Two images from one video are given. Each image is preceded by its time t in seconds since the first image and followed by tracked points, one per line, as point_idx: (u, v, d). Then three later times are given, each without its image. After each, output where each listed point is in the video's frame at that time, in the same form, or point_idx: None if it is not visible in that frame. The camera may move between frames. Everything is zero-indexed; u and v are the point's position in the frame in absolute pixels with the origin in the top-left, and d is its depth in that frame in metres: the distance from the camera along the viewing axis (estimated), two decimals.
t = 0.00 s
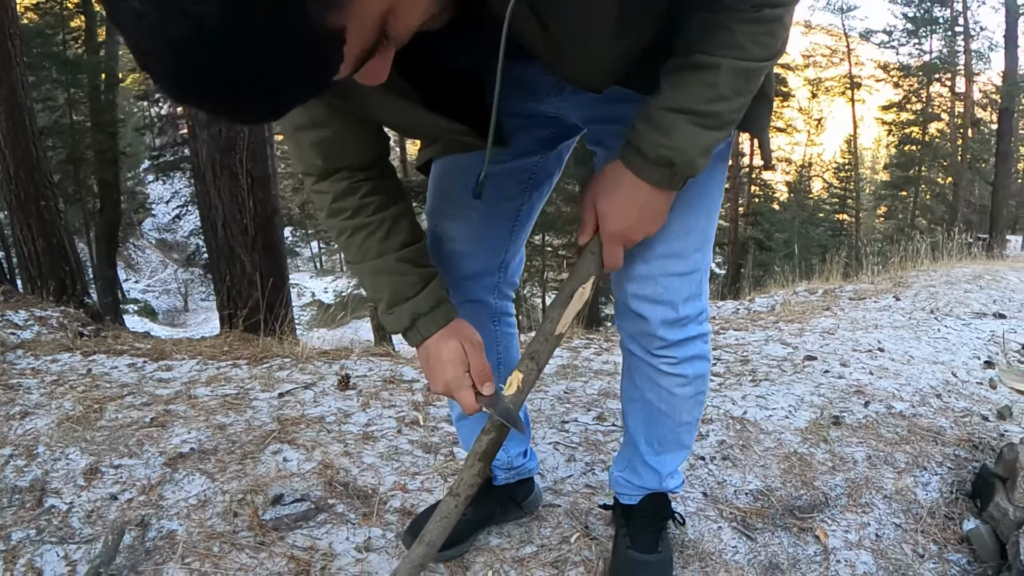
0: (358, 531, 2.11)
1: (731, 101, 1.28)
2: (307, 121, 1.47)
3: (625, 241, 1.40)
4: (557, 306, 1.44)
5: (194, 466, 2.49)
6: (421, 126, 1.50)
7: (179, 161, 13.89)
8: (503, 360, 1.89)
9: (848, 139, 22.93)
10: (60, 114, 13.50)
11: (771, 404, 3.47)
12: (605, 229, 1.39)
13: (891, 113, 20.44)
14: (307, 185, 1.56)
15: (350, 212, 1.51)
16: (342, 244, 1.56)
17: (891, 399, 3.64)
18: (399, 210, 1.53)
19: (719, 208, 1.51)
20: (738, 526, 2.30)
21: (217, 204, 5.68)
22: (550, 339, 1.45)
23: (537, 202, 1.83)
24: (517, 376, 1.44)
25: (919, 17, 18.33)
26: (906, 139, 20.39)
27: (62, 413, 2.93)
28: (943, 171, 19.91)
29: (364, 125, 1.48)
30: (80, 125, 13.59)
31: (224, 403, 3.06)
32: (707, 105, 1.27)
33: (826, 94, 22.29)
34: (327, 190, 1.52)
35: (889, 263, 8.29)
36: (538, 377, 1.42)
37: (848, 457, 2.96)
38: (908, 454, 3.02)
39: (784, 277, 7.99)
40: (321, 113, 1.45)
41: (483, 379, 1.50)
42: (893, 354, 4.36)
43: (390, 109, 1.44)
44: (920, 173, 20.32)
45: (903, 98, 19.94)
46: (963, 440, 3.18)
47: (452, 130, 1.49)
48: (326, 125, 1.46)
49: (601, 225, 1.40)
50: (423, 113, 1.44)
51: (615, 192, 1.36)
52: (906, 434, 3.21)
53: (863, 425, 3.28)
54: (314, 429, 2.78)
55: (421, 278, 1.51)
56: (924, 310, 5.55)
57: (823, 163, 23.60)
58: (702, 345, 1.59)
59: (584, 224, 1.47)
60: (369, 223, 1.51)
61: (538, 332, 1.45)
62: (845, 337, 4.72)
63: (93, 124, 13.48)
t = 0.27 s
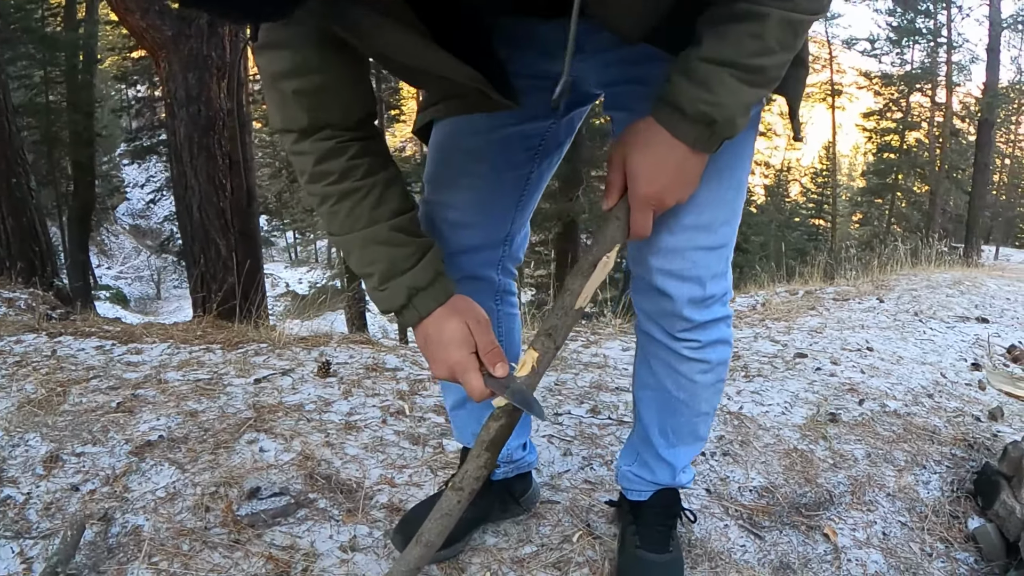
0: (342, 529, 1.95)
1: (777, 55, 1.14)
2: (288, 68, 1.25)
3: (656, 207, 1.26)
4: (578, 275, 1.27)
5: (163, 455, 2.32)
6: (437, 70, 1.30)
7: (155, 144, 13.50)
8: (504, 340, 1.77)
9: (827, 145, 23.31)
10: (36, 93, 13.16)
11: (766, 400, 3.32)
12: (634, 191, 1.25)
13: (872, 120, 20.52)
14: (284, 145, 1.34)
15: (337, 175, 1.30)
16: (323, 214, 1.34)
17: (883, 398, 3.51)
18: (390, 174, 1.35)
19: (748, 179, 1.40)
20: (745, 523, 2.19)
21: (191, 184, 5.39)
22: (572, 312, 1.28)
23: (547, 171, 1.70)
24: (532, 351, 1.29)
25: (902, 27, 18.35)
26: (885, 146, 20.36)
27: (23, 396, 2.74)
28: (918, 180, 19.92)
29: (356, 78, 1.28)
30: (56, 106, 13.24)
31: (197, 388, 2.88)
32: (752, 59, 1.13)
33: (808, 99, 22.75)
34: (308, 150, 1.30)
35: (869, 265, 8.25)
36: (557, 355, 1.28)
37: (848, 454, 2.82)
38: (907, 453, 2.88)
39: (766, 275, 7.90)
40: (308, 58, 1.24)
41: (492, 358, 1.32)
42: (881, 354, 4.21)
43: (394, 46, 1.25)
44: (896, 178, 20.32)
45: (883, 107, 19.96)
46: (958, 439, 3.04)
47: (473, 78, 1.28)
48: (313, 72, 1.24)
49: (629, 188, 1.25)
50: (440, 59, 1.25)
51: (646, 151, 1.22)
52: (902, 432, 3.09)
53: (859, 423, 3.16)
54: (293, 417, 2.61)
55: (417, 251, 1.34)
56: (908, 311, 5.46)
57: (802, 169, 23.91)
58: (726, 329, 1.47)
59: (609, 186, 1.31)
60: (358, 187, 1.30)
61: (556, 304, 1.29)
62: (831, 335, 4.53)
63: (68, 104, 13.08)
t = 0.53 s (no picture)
0: (338, 537, 1.86)
1: (819, 41, 1.13)
2: (285, 42, 1.16)
3: (688, 197, 1.22)
4: (604, 270, 1.23)
5: (148, 457, 2.22)
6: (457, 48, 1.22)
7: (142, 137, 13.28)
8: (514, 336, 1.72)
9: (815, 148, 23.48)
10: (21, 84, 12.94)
11: (768, 402, 3.13)
12: (665, 181, 1.19)
13: (861, 122, 20.48)
14: (281, 127, 1.24)
15: (333, 158, 1.20)
16: (318, 201, 1.24)
17: (884, 398, 3.32)
18: (390, 158, 1.25)
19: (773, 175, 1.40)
20: (755, 528, 2.12)
21: (178, 178, 5.26)
22: (597, 309, 1.24)
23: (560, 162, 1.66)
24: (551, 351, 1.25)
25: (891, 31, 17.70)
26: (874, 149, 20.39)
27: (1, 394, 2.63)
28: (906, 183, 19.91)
29: (359, 55, 1.20)
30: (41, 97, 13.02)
31: (183, 387, 2.78)
32: (795, 44, 1.11)
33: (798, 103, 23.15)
34: (304, 132, 1.21)
35: (860, 267, 8.17)
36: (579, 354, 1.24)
37: (852, 456, 2.67)
38: (910, 454, 2.72)
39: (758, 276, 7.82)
40: (308, 33, 1.15)
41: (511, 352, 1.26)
42: (879, 355, 4.09)
43: (408, 20, 1.17)
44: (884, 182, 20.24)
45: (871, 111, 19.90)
46: (961, 441, 2.85)
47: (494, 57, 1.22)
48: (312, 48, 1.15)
49: (662, 176, 1.19)
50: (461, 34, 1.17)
51: (678, 137, 1.16)
52: (904, 433, 2.91)
53: (861, 424, 2.97)
54: (284, 417, 2.52)
55: (422, 238, 1.23)
56: (903, 313, 5.37)
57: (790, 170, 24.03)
58: (748, 328, 1.47)
59: (637, 175, 1.26)
60: (356, 172, 1.20)
61: (579, 303, 1.25)
62: (827, 336, 4.42)
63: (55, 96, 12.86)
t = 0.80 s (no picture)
0: (325, 533, 1.83)
1: (827, 32, 1.10)
2: (284, 24, 1.11)
3: (690, 185, 1.20)
4: (606, 259, 1.21)
5: (130, 450, 2.18)
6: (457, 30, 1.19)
7: (129, 128, 13.12)
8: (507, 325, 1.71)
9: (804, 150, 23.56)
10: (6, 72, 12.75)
11: (757, 399, 3.11)
12: (667, 169, 1.18)
13: (849, 125, 20.57)
14: (281, 110, 1.19)
15: (342, 142, 1.17)
16: (326, 185, 1.20)
17: (873, 397, 3.32)
18: (399, 139, 1.22)
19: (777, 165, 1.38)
20: (747, 525, 2.11)
21: (164, 168, 5.17)
22: (600, 299, 1.22)
23: (554, 148, 1.65)
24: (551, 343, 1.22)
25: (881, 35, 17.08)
26: (862, 152, 20.52)
27: None
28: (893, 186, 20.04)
29: (362, 35, 1.16)
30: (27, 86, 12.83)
31: (168, 379, 2.73)
32: (801, 34, 1.08)
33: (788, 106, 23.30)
34: (308, 115, 1.16)
35: (848, 268, 8.20)
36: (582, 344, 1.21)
37: (844, 454, 2.66)
38: (900, 452, 2.71)
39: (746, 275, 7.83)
40: (309, 10, 1.10)
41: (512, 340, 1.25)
42: (867, 354, 4.10)
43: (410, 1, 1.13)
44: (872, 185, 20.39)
45: (860, 114, 19.98)
46: (949, 439, 2.85)
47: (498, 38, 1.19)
48: (314, 28, 1.11)
49: (665, 164, 1.17)
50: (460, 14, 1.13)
51: (682, 124, 1.15)
52: (893, 432, 2.90)
53: (851, 423, 2.97)
54: (270, 410, 2.48)
55: (438, 219, 1.21)
56: (890, 314, 5.39)
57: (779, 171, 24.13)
58: (748, 324, 1.45)
59: (641, 162, 1.23)
60: (366, 154, 1.17)
61: (582, 293, 1.22)
62: (816, 335, 4.42)
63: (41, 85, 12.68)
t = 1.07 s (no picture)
0: (314, 533, 1.82)
1: (829, 39, 1.11)
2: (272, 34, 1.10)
3: (689, 191, 1.19)
4: (601, 263, 1.22)
5: (117, 448, 2.16)
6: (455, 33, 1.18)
7: (119, 122, 13.02)
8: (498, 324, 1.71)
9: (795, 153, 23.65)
10: None
11: (746, 401, 3.13)
12: (665, 176, 1.17)
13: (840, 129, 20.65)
14: (265, 119, 1.19)
15: (327, 149, 1.16)
16: (310, 192, 1.20)
17: (861, 400, 3.34)
18: (383, 145, 1.22)
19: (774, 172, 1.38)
20: (736, 527, 2.12)
21: (154, 163, 5.14)
22: (594, 303, 1.22)
23: (549, 150, 1.65)
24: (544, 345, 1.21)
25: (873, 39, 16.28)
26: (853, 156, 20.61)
27: None
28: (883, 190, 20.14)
29: (352, 46, 1.15)
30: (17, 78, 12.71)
31: (156, 376, 2.71)
32: (804, 41, 1.09)
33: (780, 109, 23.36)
34: (293, 125, 1.16)
35: (837, 271, 8.24)
36: (573, 349, 1.20)
37: (832, 457, 2.67)
38: (888, 456, 2.73)
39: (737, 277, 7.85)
40: (302, 22, 1.10)
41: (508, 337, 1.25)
42: (856, 357, 4.12)
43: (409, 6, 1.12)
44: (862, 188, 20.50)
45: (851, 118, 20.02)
46: (937, 443, 2.87)
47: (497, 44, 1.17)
48: (306, 42, 1.11)
49: (664, 169, 1.17)
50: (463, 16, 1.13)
51: (682, 130, 1.14)
52: (881, 435, 2.92)
53: (839, 425, 2.98)
54: (258, 409, 2.47)
55: (422, 222, 1.21)
56: (879, 317, 5.42)
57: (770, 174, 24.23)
58: (741, 332, 1.45)
59: (640, 166, 1.23)
60: (351, 160, 1.17)
61: (575, 297, 1.22)
62: (805, 337, 4.44)
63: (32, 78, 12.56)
